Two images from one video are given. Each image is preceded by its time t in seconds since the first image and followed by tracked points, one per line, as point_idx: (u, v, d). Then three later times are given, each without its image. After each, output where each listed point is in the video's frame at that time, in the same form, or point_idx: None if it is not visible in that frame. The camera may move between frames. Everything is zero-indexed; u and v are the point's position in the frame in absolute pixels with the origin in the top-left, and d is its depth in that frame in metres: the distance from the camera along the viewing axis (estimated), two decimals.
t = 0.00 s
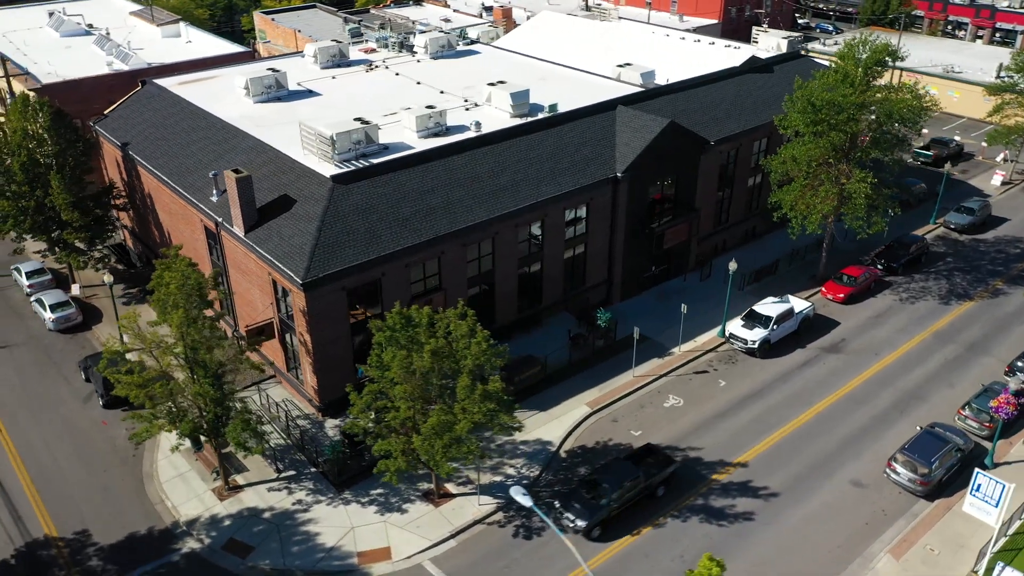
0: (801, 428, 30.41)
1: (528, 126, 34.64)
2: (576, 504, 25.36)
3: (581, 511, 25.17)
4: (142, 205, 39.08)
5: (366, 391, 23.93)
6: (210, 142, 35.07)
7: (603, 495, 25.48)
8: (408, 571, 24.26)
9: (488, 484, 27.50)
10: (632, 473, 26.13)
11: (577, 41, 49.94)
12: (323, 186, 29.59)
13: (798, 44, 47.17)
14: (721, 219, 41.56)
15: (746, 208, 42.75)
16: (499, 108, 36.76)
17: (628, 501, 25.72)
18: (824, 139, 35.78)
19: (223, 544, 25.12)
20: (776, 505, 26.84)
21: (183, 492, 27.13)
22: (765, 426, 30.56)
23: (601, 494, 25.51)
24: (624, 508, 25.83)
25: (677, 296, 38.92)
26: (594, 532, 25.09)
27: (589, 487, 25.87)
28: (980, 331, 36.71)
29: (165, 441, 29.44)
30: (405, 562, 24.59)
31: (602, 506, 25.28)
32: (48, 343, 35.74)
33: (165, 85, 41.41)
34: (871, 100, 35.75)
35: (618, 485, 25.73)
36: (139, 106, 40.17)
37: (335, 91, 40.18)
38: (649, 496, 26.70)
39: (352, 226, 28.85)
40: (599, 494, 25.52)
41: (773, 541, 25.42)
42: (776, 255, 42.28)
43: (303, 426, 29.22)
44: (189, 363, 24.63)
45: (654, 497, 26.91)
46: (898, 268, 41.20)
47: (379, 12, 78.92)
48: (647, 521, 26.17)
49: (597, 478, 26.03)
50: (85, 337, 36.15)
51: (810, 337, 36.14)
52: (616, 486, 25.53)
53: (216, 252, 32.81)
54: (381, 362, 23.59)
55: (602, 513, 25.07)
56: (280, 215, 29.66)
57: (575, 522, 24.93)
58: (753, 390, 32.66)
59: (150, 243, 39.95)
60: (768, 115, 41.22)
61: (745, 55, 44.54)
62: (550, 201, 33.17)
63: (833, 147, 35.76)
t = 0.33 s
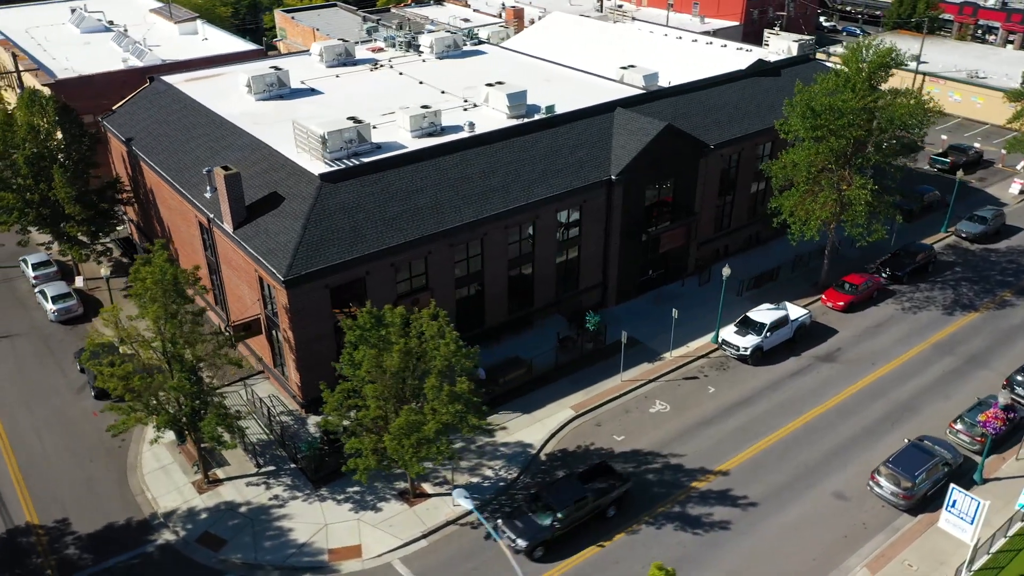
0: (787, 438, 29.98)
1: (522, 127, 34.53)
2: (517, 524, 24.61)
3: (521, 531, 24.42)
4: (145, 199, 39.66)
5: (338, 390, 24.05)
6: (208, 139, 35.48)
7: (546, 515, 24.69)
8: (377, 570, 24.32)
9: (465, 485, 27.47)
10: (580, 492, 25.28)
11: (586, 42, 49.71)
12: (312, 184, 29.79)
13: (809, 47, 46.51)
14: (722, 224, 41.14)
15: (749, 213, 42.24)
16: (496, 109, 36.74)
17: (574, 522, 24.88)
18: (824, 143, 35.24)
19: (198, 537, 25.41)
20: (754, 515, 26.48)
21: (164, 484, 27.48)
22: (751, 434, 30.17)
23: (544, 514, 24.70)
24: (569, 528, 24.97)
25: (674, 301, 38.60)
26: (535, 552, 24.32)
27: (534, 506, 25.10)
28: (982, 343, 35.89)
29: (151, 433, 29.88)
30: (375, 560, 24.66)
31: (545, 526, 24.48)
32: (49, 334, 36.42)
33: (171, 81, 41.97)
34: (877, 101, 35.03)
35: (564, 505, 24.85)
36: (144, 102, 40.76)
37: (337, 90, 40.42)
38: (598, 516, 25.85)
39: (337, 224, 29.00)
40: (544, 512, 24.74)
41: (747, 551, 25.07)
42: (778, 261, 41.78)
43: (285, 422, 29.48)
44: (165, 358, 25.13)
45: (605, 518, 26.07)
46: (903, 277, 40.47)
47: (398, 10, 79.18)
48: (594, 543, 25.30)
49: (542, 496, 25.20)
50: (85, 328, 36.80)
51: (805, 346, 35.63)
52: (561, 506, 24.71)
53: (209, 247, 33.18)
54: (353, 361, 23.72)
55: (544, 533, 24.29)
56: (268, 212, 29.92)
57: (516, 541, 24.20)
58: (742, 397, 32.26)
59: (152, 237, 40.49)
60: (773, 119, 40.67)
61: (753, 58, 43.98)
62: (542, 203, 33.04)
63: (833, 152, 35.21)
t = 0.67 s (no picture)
0: (771, 446, 29.59)
1: (515, 128, 34.46)
2: (459, 537, 24.00)
3: (462, 545, 23.79)
4: (148, 193, 40.24)
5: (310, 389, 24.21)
6: (206, 135, 35.93)
7: (489, 531, 24.03)
8: (345, 567, 24.41)
9: (440, 485, 27.49)
10: (526, 507, 24.64)
11: (593, 45, 49.53)
12: (300, 182, 30.03)
13: (819, 51, 45.82)
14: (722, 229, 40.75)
15: (751, 218, 41.77)
16: (493, 109, 36.73)
17: (518, 538, 24.25)
18: (822, 149, 34.79)
19: (173, 528, 25.73)
20: (729, 523, 26.17)
21: (146, 476, 27.88)
22: (735, 441, 29.82)
23: (488, 529, 24.05)
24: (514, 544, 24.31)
25: (669, 305, 38.31)
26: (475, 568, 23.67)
27: (478, 519, 24.46)
28: (983, 355, 35.12)
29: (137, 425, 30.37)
30: (344, 558, 24.75)
31: (487, 542, 23.82)
32: (50, 324, 37.14)
33: (178, 78, 42.54)
34: (881, 105, 34.45)
35: (508, 520, 24.18)
36: (150, 99, 41.35)
37: (338, 89, 40.69)
38: (544, 532, 25.20)
39: (322, 222, 29.18)
40: (487, 527, 24.10)
41: (718, 560, 24.76)
42: (779, 267, 41.29)
43: (268, 417, 29.86)
44: (143, 352, 25.69)
45: (552, 534, 25.37)
46: (906, 285, 39.76)
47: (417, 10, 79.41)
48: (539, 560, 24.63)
49: (488, 510, 24.57)
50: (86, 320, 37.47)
51: (799, 354, 35.15)
52: (504, 521, 24.06)
53: (203, 243, 33.56)
54: (324, 359, 23.89)
55: (485, 549, 23.64)
56: (256, 209, 30.22)
57: (455, 555, 23.57)
58: (729, 404, 31.91)
59: (155, 231, 41.07)
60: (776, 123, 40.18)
61: (759, 62, 43.48)
62: (532, 204, 32.96)
63: (829, 158, 34.77)
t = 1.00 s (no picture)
0: (753, 455, 29.24)
1: (508, 129, 34.44)
2: (400, 547, 23.76)
3: (402, 554, 23.53)
4: (151, 187, 40.84)
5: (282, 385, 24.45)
6: (205, 132, 36.39)
7: (430, 541, 23.71)
8: (313, 562, 24.58)
9: (416, 484, 27.58)
10: (469, 518, 24.19)
11: (601, 46, 49.30)
12: (287, 180, 30.30)
13: (828, 54, 45.14)
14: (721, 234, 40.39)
15: (751, 223, 41.34)
16: (488, 110, 36.75)
17: (461, 549, 23.85)
18: (817, 154, 34.36)
19: (149, 519, 26.10)
20: (701, 531, 25.91)
21: (128, 467, 28.33)
22: (717, 448, 29.52)
23: (429, 539, 23.72)
24: (457, 554, 23.93)
25: (663, 310, 38.02)
26: None
27: (422, 528, 24.16)
28: (981, 368, 34.35)
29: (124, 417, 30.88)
30: (313, 553, 24.93)
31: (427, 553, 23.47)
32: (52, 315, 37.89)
33: (185, 75, 43.14)
34: (879, 111, 33.89)
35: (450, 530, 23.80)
36: (155, 95, 41.96)
37: (339, 87, 40.95)
38: (490, 544, 24.73)
39: (307, 220, 29.42)
40: (429, 537, 23.78)
41: (687, 567, 24.52)
42: (779, 273, 40.82)
43: (251, 411, 30.26)
44: (122, 345, 26.14)
45: (499, 546, 24.91)
46: (908, 294, 39.05)
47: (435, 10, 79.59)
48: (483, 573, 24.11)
49: (432, 519, 24.24)
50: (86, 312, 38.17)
51: (791, 362, 34.70)
52: (447, 532, 23.70)
53: (196, 238, 33.98)
54: (295, 356, 24.11)
55: (424, 559, 23.33)
56: (244, 206, 30.56)
57: (394, 565, 23.32)
58: (714, 411, 31.58)
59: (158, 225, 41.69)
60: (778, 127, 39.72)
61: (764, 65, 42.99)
62: (522, 206, 32.92)
63: (825, 164, 34.33)
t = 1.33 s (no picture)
0: (733, 462, 28.93)
1: (500, 129, 34.45)
2: (343, 549, 23.88)
3: (344, 556, 23.67)
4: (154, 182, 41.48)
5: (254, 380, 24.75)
6: (203, 129, 36.87)
7: (373, 545, 23.72)
8: (282, 556, 24.83)
9: (391, 482, 27.73)
10: (415, 524, 24.08)
11: (608, 47, 49.07)
12: (275, 177, 30.62)
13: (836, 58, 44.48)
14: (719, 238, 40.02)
15: (751, 228, 40.91)
16: (484, 110, 36.78)
17: (404, 556, 23.80)
18: (812, 159, 33.93)
19: (126, 509, 26.54)
20: (673, 537, 25.70)
21: (111, 456, 28.83)
22: (697, 454, 29.26)
23: (372, 543, 23.73)
24: (400, 559, 23.91)
25: (656, 313, 37.77)
26: None
27: (368, 531, 24.18)
28: (978, 380, 33.63)
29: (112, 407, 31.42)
30: (283, 547, 25.17)
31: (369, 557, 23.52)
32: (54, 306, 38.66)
33: (191, 72, 43.75)
34: (876, 117, 33.35)
35: (393, 535, 23.76)
36: (161, 91, 42.62)
37: (340, 86, 41.26)
38: (436, 552, 24.58)
39: (292, 217, 29.68)
40: (373, 541, 23.78)
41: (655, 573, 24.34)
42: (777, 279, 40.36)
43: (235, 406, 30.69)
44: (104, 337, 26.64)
45: (446, 554, 24.68)
46: (908, 303, 38.38)
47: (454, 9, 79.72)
48: None
49: (379, 523, 24.22)
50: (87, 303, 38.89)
51: (782, 369, 34.27)
52: (390, 537, 23.67)
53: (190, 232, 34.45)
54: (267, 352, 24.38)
55: (363, 564, 23.38)
56: (233, 202, 30.92)
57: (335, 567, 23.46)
58: (698, 417, 31.30)
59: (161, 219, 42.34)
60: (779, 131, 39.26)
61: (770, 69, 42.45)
62: (510, 206, 32.91)
63: (819, 169, 33.88)
